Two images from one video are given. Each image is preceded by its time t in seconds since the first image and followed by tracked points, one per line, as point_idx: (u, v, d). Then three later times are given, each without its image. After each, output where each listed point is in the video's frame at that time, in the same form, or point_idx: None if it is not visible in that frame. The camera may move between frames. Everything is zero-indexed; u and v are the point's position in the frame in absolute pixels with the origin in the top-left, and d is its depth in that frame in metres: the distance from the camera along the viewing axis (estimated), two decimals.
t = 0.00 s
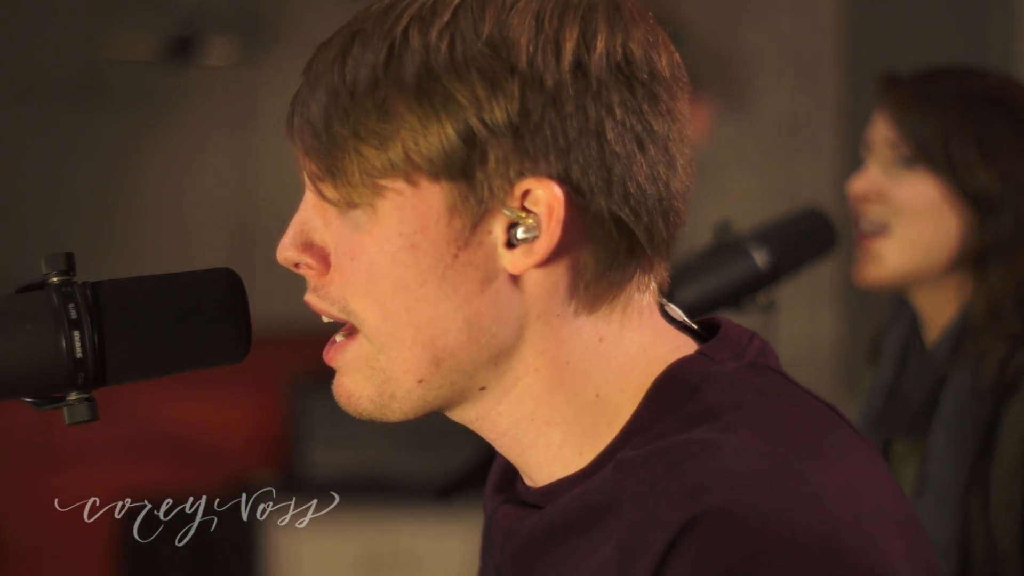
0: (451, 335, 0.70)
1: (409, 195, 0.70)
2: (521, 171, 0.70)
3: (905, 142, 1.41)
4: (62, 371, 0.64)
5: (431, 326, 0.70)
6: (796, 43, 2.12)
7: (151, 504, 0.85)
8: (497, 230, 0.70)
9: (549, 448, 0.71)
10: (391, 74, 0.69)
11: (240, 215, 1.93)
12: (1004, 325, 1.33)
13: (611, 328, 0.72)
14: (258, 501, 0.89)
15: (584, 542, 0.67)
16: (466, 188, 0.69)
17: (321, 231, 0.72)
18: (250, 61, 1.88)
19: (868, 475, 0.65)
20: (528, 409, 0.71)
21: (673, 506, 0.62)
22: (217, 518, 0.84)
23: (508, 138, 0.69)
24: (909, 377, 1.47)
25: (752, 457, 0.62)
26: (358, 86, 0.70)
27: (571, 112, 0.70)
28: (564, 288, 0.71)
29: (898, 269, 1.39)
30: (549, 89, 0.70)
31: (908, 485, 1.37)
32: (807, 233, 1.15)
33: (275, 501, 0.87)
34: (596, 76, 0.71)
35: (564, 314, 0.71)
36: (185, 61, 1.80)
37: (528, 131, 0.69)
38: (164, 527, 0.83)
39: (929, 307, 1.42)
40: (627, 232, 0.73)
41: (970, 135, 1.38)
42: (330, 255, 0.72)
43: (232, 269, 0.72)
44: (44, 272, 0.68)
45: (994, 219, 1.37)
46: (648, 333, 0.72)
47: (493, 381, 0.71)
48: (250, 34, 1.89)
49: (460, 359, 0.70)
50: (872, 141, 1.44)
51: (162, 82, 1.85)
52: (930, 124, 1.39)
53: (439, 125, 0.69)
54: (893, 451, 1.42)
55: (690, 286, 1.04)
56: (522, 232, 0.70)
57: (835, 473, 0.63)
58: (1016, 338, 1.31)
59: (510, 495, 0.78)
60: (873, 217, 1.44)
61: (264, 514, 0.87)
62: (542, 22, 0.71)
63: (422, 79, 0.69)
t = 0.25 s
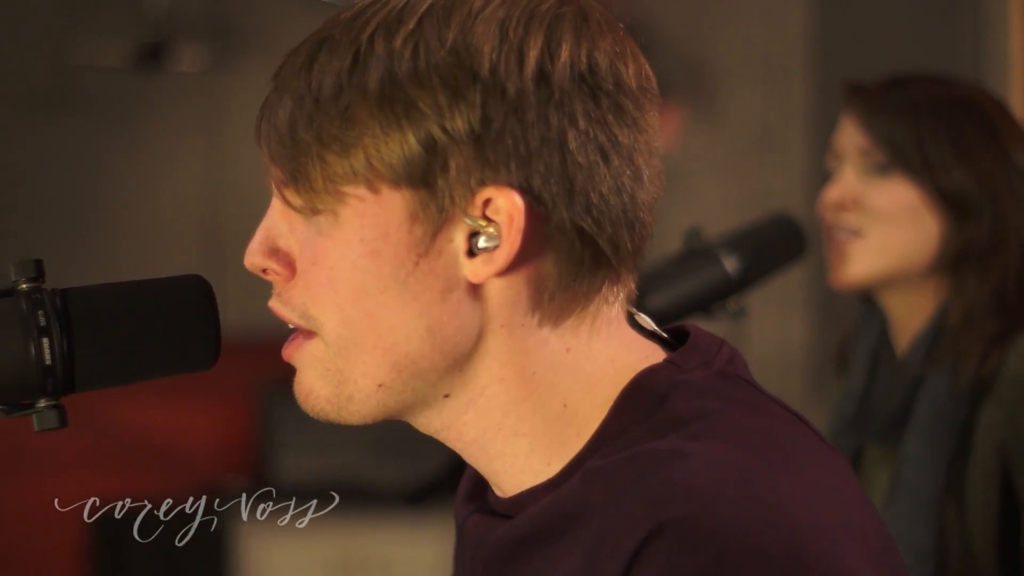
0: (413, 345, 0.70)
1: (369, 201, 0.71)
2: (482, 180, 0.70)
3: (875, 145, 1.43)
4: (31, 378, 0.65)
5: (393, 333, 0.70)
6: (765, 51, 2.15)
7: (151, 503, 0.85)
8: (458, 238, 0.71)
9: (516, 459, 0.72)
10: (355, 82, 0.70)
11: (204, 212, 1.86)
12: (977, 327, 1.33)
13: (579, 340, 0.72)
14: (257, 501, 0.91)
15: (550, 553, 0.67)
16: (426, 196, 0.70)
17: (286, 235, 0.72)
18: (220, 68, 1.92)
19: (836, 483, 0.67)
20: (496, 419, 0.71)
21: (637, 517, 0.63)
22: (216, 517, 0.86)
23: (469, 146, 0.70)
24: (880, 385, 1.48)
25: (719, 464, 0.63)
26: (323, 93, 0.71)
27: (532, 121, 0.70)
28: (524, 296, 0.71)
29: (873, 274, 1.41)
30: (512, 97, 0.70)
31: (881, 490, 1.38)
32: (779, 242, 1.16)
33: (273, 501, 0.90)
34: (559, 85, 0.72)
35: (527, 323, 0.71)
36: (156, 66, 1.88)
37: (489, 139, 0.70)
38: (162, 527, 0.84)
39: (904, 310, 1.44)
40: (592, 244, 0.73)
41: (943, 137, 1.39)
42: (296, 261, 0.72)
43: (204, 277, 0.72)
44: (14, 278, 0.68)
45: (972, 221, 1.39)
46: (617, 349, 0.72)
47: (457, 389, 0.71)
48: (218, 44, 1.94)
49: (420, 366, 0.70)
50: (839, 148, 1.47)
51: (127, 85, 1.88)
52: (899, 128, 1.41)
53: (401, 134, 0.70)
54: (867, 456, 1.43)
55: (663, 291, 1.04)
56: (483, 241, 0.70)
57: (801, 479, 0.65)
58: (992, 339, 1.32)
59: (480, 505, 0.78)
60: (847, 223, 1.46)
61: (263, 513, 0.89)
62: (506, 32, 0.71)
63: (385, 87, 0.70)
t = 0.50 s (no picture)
0: (388, 341, 0.69)
1: (354, 193, 0.70)
2: (470, 177, 0.69)
3: (828, 155, 1.45)
4: None
5: (368, 328, 0.69)
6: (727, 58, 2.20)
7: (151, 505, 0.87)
8: (442, 235, 0.69)
9: (488, 459, 0.70)
10: (343, 74, 0.69)
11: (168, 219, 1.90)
12: (936, 333, 1.35)
13: (559, 345, 0.70)
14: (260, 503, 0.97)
15: (516, 553, 0.65)
16: (412, 191, 0.69)
17: (266, 229, 0.71)
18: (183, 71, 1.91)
19: (802, 489, 0.66)
20: (471, 417, 0.70)
21: (595, 517, 0.61)
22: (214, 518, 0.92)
23: (459, 142, 0.69)
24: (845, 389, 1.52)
25: (683, 464, 0.62)
26: (311, 83, 0.70)
27: (524, 120, 0.70)
28: (499, 294, 0.70)
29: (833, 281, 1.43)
30: (503, 96, 0.69)
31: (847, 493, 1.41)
32: (742, 245, 1.17)
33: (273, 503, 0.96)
34: (550, 86, 0.71)
35: (501, 324, 0.70)
36: (119, 71, 1.85)
37: (479, 137, 0.69)
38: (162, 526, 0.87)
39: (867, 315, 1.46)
40: (570, 242, 0.71)
41: (894, 144, 1.42)
42: (273, 254, 0.71)
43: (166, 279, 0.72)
44: None
45: (923, 227, 1.41)
46: (597, 353, 0.71)
47: (427, 384, 0.71)
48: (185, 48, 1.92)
49: (394, 362, 0.69)
50: (795, 157, 1.49)
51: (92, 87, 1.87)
52: (855, 134, 1.43)
53: (390, 127, 0.69)
54: (833, 460, 1.45)
55: (629, 296, 1.05)
56: (467, 238, 0.69)
57: (764, 483, 0.64)
58: (952, 344, 1.34)
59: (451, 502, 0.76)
60: (804, 234, 1.47)
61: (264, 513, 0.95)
62: (498, 30, 0.70)
63: (376, 79, 0.69)
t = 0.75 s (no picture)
0: (357, 345, 0.69)
1: (320, 202, 0.69)
2: (433, 188, 0.69)
3: (791, 165, 1.47)
4: None
5: (338, 333, 0.69)
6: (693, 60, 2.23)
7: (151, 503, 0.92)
8: (408, 243, 0.70)
9: (459, 463, 0.70)
10: (313, 81, 0.69)
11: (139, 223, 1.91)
12: (909, 334, 1.36)
13: (530, 349, 0.71)
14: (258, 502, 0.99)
15: (485, 555, 0.65)
16: (376, 201, 0.69)
17: (236, 226, 0.72)
18: (152, 76, 1.91)
19: (770, 493, 0.66)
20: (436, 423, 0.71)
21: (561, 526, 0.61)
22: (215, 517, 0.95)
23: (423, 154, 0.69)
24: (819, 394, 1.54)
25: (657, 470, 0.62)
26: (278, 90, 0.70)
27: (488, 134, 0.70)
28: (472, 301, 0.70)
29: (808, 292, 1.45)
30: (467, 108, 0.69)
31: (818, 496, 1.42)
32: (714, 249, 1.18)
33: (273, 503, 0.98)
34: (516, 97, 0.71)
35: (472, 331, 0.70)
36: (87, 75, 1.89)
37: (443, 148, 0.69)
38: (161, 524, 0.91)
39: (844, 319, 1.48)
40: (535, 251, 0.71)
41: (854, 146, 1.43)
42: (245, 252, 0.71)
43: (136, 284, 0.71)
44: None
45: (891, 228, 1.42)
46: (566, 357, 0.71)
47: (401, 388, 0.71)
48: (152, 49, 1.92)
49: (362, 367, 0.69)
50: (758, 166, 1.50)
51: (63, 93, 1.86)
52: (816, 139, 1.45)
53: (354, 137, 0.69)
54: (804, 461, 1.47)
55: (598, 300, 1.05)
56: (433, 248, 0.69)
57: (734, 489, 0.64)
58: (926, 341, 1.35)
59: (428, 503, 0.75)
60: (776, 244, 1.49)
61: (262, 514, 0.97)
62: (467, 40, 0.70)
63: (341, 89, 0.69)
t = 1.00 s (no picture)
0: (330, 339, 0.69)
1: (296, 190, 0.69)
2: (410, 178, 0.69)
3: (766, 164, 1.48)
4: None
5: (311, 328, 0.69)
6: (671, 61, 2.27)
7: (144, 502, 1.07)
8: (382, 235, 0.69)
9: (430, 460, 0.70)
10: (291, 72, 0.69)
11: (114, 230, 1.94)
12: (884, 335, 1.38)
13: (501, 346, 0.71)
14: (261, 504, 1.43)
15: (453, 553, 0.65)
16: (354, 190, 0.69)
17: (210, 217, 0.72)
18: (125, 76, 1.90)
19: (731, 495, 0.66)
20: (407, 417, 0.71)
21: (528, 524, 0.61)
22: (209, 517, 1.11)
23: (401, 143, 0.69)
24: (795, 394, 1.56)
25: (622, 471, 0.62)
26: (257, 81, 0.70)
27: (467, 122, 0.70)
28: (440, 294, 0.70)
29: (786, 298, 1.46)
30: (446, 99, 0.69)
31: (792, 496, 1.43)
32: (687, 249, 1.20)
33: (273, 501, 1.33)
34: (494, 90, 0.71)
35: (444, 325, 0.70)
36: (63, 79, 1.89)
37: (421, 138, 0.69)
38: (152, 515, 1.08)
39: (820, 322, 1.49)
40: (509, 244, 0.71)
41: (832, 145, 1.44)
42: (216, 244, 0.72)
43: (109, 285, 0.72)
44: None
45: (870, 230, 1.43)
46: (538, 356, 0.71)
47: (371, 381, 0.71)
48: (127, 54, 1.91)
49: (334, 358, 0.69)
50: (735, 170, 1.52)
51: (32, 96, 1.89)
52: (792, 139, 1.46)
53: (333, 126, 0.69)
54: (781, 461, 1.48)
55: (572, 303, 1.04)
56: (406, 239, 0.69)
57: (699, 490, 0.64)
58: (900, 341, 1.37)
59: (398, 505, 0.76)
60: (754, 247, 1.50)
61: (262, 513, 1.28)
62: (447, 35, 0.70)
63: (321, 79, 0.69)
